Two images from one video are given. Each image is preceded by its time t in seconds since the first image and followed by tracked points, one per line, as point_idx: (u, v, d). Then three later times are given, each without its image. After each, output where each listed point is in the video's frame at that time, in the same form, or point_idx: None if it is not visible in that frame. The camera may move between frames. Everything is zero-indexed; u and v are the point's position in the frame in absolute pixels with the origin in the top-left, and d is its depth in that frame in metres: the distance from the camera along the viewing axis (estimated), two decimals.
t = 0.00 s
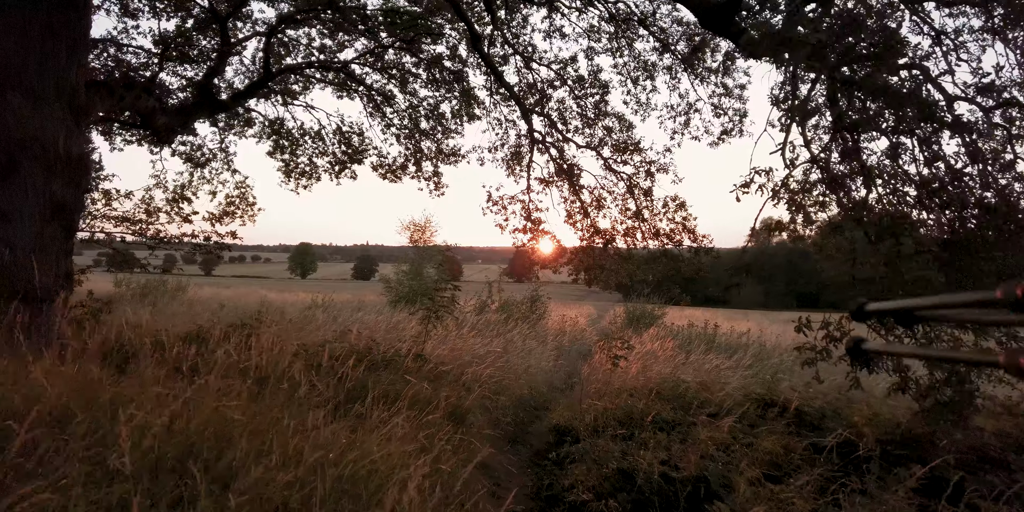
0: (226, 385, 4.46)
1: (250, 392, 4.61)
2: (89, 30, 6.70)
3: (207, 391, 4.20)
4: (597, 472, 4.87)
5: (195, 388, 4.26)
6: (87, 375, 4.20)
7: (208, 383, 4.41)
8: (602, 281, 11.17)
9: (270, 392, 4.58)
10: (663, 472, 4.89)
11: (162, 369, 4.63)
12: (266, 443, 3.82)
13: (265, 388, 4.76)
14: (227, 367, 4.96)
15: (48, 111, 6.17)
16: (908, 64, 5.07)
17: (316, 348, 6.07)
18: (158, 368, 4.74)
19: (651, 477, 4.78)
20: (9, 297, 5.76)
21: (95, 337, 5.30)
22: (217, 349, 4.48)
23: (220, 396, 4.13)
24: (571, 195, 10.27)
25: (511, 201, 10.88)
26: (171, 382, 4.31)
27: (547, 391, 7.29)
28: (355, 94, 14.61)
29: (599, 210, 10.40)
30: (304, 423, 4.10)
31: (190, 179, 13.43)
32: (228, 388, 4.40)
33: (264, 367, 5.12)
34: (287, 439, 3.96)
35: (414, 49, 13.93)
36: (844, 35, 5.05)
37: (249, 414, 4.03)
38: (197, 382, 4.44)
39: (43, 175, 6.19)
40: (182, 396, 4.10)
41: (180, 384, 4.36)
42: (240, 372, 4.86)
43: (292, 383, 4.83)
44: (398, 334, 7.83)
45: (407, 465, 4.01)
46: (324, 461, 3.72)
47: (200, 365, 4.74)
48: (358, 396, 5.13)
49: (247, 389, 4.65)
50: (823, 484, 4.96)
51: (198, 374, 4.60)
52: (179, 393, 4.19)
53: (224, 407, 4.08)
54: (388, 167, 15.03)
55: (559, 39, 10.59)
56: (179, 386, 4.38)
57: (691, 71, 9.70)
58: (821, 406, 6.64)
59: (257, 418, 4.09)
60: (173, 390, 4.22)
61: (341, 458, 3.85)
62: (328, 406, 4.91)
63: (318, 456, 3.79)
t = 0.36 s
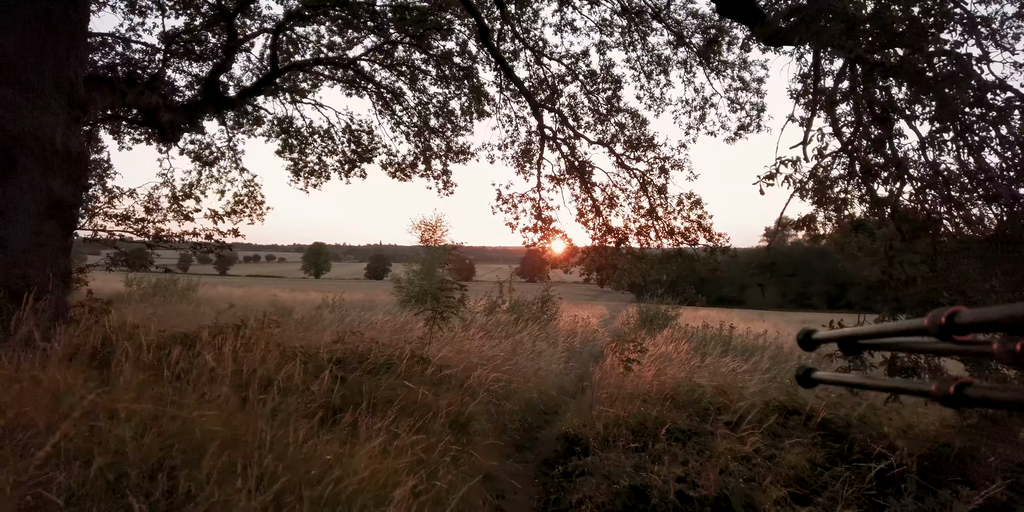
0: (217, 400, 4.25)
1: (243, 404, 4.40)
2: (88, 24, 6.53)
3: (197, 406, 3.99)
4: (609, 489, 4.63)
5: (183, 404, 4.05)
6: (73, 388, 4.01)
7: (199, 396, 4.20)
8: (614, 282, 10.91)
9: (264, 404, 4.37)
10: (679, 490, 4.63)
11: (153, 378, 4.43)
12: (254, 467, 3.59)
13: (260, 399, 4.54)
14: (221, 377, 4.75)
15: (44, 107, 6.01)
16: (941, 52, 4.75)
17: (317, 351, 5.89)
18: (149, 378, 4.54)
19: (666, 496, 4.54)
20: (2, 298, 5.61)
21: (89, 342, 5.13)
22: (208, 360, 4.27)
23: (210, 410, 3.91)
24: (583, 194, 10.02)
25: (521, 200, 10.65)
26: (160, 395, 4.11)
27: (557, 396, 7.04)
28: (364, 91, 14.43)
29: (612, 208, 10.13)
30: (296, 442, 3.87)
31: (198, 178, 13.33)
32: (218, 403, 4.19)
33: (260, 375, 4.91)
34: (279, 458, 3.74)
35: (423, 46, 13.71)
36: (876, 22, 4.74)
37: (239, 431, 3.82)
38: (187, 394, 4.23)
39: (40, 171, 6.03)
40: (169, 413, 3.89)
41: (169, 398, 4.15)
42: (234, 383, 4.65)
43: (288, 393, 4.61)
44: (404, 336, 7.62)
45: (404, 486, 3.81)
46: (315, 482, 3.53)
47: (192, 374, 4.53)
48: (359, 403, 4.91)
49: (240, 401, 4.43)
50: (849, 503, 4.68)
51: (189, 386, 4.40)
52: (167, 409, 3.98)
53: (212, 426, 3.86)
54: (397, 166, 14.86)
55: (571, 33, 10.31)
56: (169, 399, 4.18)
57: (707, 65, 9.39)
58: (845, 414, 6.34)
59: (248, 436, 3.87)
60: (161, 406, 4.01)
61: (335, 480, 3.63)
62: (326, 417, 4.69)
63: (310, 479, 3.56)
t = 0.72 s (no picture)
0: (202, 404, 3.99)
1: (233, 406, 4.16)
2: (83, 11, 6.35)
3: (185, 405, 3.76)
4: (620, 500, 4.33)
5: (168, 405, 3.81)
6: (49, 386, 3.77)
7: (185, 398, 3.96)
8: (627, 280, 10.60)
9: (257, 406, 4.13)
10: (697, 502, 4.32)
11: (140, 377, 4.20)
12: (240, 472, 3.34)
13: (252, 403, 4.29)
14: (212, 378, 4.51)
15: (37, 97, 5.84)
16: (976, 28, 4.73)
17: (315, 350, 5.65)
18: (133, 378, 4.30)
19: (682, 508, 4.23)
20: None
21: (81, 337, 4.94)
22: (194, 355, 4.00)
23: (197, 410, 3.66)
24: (594, 188, 9.73)
25: (531, 196, 10.38)
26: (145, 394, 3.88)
27: (567, 398, 6.75)
28: (373, 87, 14.21)
29: (624, 204, 9.83)
30: (284, 450, 3.62)
31: (205, 175, 13.20)
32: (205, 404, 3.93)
33: (254, 376, 4.66)
34: (268, 463, 3.49)
35: (432, 40, 13.47)
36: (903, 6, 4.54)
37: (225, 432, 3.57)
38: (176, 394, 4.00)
39: (32, 163, 5.85)
40: (152, 414, 3.65)
41: (154, 400, 3.89)
42: (225, 384, 4.42)
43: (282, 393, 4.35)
44: (408, 335, 7.37)
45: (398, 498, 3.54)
46: (301, 492, 3.28)
47: (182, 374, 4.30)
48: (359, 404, 4.66)
49: (230, 402, 4.19)
50: None
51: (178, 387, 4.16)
52: (149, 409, 3.74)
53: (200, 428, 3.62)
54: (406, 163, 14.63)
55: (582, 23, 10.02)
56: (154, 400, 3.94)
57: (723, 55, 9.07)
58: (872, 419, 5.98)
59: (236, 440, 3.63)
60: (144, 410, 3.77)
61: (326, 486, 3.37)
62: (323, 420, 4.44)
63: (301, 486, 3.29)
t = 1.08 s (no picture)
0: (193, 411, 3.78)
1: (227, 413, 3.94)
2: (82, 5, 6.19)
3: (173, 412, 3.55)
4: None
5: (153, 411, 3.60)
6: (34, 391, 3.59)
7: (175, 404, 3.75)
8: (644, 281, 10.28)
9: (251, 413, 3.90)
10: None
11: (130, 381, 4.00)
12: (227, 485, 3.11)
13: (247, 409, 4.07)
14: (205, 383, 4.30)
15: (33, 92, 5.69)
16: None
17: (317, 353, 5.43)
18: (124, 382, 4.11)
19: None
20: None
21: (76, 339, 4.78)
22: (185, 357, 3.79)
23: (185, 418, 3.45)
24: (609, 186, 9.44)
25: (544, 194, 10.12)
26: (133, 399, 3.67)
27: (582, 404, 6.47)
28: (385, 85, 14.01)
29: (641, 202, 9.52)
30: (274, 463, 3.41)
31: (216, 174, 13.09)
32: (196, 411, 3.72)
33: (251, 382, 4.45)
34: (257, 477, 3.26)
35: (444, 37, 13.24)
36: None
37: (213, 443, 3.34)
38: (166, 399, 3.79)
39: (29, 161, 5.71)
40: (137, 421, 3.44)
41: (142, 407, 3.69)
42: (219, 390, 4.20)
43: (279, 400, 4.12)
44: (417, 337, 7.14)
45: None
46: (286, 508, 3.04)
47: (171, 379, 4.09)
48: (360, 411, 4.42)
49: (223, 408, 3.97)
50: None
51: (169, 392, 3.95)
52: (136, 415, 3.54)
53: (187, 437, 3.41)
54: (418, 161, 14.41)
55: (597, 16, 9.75)
56: (143, 406, 3.74)
57: (744, 47, 8.73)
58: (905, 428, 5.63)
59: (221, 450, 3.37)
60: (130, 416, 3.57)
61: (313, 502, 3.12)
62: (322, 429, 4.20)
63: (286, 502, 3.04)
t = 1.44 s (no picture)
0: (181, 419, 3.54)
1: (218, 422, 3.69)
2: None
3: (158, 421, 3.30)
4: None
5: (132, 419, 3.34)
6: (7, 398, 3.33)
7: (162, 412, 3.50)
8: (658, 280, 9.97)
9: (243, 421, 3.65)
10: None
11: (117, 387, 3.76)
12: (206, 501, 2.84)
13: (240, 417, 3.82)
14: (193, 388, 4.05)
15: (24, 83, 5.47)
16: None
17: (315, 355, 5.17)
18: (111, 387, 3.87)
19: None
20: None
21: (65, 339, 4.55)
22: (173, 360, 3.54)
23: (169, 427, 3.20)
24: (622, 183, 9.15)
25: (555, 191, 9.84)
26: (114, 406, 3.41)
27: (595, 410, 6.18)
28: (394, 81, 13.77)
29: (656, 199, 9.22)
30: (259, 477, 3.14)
31: (224, 172, 12.95)
32: (184, 419, 3.47)
33: (243, 386, 4.19)
34: (240, 492, 2.99)
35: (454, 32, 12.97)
36: None
37: (200, 456, 3.09)
38: (153, 406, 3.55)
39: (21, 156, 5.50)
40: (118, 430, 3.19)
41: (128, 414, 3.45)
42: (211, 396, 3.95)
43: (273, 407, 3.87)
44: (423, 338, 6.87)
45: None
46: None
47: (156, 384, 3.84)
48: (362, 418, 4.16)
49: (214, 416, 3.72)
50: None
51: (157, 398, 3.71)
52: (118, 423, 3.29)
53: (170, 448, 3.15)
54: (428, 159, 14.15)
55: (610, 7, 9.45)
56: (127, 412, 3.49)
57: (764, 38, 8.41)
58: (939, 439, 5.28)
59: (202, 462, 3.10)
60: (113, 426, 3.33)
61: None
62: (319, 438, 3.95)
63: None
